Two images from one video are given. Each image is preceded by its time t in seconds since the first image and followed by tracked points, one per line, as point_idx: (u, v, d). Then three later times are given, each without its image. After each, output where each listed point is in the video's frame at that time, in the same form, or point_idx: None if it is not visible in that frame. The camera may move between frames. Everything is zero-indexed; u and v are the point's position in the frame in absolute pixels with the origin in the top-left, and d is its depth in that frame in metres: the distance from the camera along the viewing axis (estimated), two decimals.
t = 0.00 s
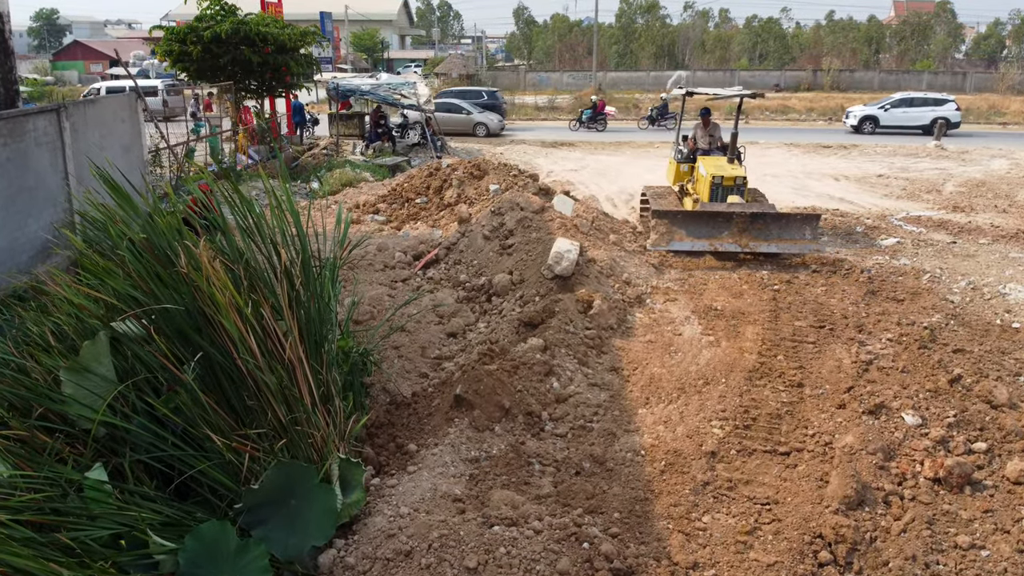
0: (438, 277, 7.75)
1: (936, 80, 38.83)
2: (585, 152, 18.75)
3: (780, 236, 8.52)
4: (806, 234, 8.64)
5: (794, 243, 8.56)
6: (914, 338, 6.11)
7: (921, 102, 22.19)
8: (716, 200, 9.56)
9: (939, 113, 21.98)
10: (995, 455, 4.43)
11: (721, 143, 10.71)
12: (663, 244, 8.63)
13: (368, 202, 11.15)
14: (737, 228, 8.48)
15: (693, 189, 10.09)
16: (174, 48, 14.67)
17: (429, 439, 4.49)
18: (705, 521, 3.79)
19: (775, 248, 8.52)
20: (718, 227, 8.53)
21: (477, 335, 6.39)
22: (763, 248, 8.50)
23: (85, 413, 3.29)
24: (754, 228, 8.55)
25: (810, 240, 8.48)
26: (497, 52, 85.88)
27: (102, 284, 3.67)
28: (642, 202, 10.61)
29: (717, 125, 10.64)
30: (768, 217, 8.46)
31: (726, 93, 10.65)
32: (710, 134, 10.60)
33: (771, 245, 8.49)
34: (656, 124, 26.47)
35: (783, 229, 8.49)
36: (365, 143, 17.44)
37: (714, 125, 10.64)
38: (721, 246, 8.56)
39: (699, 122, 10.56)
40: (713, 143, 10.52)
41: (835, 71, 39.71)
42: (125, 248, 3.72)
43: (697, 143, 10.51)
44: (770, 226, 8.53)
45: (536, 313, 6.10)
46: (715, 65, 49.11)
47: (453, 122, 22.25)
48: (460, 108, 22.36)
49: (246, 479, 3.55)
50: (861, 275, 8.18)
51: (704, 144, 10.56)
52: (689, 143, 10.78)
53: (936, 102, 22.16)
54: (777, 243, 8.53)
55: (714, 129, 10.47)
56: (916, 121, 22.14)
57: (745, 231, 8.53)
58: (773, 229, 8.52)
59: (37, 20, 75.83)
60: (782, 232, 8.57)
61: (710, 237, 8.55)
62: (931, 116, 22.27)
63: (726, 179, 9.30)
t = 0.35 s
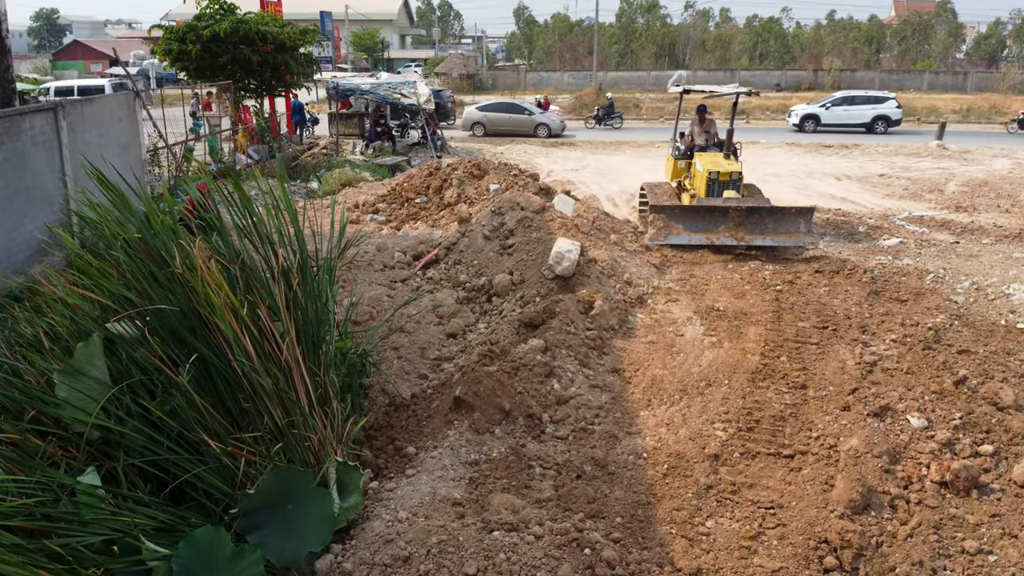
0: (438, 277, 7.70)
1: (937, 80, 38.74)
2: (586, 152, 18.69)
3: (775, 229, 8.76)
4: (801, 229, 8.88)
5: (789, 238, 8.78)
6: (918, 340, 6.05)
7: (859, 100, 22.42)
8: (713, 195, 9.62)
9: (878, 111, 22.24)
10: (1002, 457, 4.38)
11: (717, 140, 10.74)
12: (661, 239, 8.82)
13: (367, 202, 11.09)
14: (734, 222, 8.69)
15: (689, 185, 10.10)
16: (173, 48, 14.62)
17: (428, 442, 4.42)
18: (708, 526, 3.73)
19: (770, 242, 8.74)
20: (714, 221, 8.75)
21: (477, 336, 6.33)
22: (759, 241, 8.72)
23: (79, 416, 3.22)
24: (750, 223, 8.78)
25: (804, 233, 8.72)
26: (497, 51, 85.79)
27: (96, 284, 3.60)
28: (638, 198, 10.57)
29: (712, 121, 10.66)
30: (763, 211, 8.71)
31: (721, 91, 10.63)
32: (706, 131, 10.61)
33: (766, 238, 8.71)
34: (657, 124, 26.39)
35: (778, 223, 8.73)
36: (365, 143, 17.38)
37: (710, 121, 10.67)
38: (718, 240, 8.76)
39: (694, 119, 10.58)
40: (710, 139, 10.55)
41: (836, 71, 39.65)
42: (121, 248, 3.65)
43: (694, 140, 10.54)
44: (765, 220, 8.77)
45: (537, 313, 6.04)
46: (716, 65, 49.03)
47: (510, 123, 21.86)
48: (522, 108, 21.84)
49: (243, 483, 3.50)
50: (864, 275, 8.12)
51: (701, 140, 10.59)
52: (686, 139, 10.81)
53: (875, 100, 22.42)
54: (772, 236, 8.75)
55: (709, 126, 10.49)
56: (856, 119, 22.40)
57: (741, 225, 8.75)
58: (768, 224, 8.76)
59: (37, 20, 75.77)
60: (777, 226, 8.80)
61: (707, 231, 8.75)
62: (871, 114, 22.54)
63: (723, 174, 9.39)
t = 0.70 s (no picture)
0: (436, 283, 7.56)
1: (939, 80, 38.57)
2: (586, 153, 18.55)
3: (772, 228, 8.93)
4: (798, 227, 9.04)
5: (786, 235, 8.95)
6: (927, 349, 5.91)
7: (802, 100, 22.63)
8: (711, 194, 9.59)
9: (820, 112, 22.49)
10: (1017, 474, 4.24)
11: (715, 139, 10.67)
12: (660, 237, 8.99)
13: (365, 204, 10.94)
14: (731, 220, 8.86)
15: (687, 185, 10.05)
16: (170, 48, 14.50)
17: (424, 458, 4.28)
18: (714, 548, 3.60)
19: (767, 239, 8.92)
20: (713, 219, 8.92)
21: (476, 344, 6.18)
22: (757, 239, 8.89)
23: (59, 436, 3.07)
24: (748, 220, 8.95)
25: (801, 231, 8.89)
26: (497, 51, 85.61)
27: (79, 297, 3.46)
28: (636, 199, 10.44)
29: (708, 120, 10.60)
30: (760, 209, 8.87)
31: (717, 91, 10.55)
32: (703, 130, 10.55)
33: (764, 237, 8.88)
34: (658, 125, 26.22)
35: (775, 221, 8.90)
36: (364, 144, 17.19)
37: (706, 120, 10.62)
38: (717, 238, 8.93)
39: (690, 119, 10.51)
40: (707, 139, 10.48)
41: (837, 71, 39.46)
42: (104, 259, 3.51)
43: (691, 140, 10.47)
44: (763, 218, 8.94)
45: (537, 321, 5.89)
46: (717, 65, 48.83)
47: (572, 125, 21.56)
48: (585, 109, 21.50)
49: (230, 504, 3.36)
50: (870, 280, 7.99)
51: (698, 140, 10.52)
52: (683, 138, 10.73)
53: (816, 100, 22.67)
54: (769, 234, 8.92)
55: (706, 125, 10.42)
56: (799, 119, 22.59)
57: (738, 223, 8.92)
58: (765, 222, 8.92)
59: (38, 19, 75.71)
60: (774, 224, 8.97)
61: (706, 229, 8.92)
62: (813, 114, 22.78)
63: (720, 174, 9.35)
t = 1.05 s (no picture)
0: (435, 284, 7.48)
1: (940, 80, 38.42)
2: (587, 153, 18.46)
3: (768, 223, 9.27)
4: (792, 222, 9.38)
5: (780, 230, 9.28)
6: (933, 352, 5.83)
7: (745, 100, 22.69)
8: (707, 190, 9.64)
9: (762, 111, 22.51)
10: None
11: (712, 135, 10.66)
12: (658, 233, 9.31)
13: (364, 204, 10.85)
14: (728, 215, 9.19)
15: (686, 181, 10.04)
16: (168, 48, 14.44)
17: (422, 464, 4.20)
18: (717, 558, 3.53)
19: (763, 234, 9.25)
20: (710, 215, 9.25)
21: (475, 347, 6.10)
22: (753, 233, 9.22)
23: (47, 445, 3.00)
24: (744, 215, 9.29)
25: (796, 227, 9.21)
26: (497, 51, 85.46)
27: (69, 299, 3.38)
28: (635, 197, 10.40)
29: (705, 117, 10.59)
30: (756, 205, 9.21)
31: (713, 90, 10.50)
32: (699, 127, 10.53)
33: (760, 231, 9.21)
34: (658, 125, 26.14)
35: (770, 216, 9.25)
36: (364, 144, 17.07)
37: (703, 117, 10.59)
38: (714, 233, 9.25)
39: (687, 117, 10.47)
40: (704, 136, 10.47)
41: (838, 71, 39.31)
42: (95, 261, 3.43)
43: (688, 137, 10.44)
44: (759, 214, 9.27)
45: (537, 323, 5.79)
46: (718, 65, 48.66)
47: (638, 126, 21.57)
48: (651, 110, 21.52)
49: (223, 513, 3.30)
50: (874, 281, 7.90)
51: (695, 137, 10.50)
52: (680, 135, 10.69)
53: (758, 100, 22.74)
54: (765, 229, 9.25)
55: (704, 122, 10.40)
56: (740, 119, 22.57)
57: (735, 219, 9.25)
58: (761, 217, 9.26)
59: (38, 19, 75.59)
60: (770, 219, 9.30)
61: (703, 225, 9.26)
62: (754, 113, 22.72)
63: (717, 170, 9.42)
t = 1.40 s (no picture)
0: (433, 289, 7.29)
1: (942, 81, 38.22)
2: (588, 154, 18.28)
3: (765, 221, 9.19)
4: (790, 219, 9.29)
5: (778, 228, 9.20)
6: (947, 362, 5.64)
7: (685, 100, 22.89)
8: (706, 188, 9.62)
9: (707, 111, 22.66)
10: None
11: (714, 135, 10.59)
12: (656, 231, 9.26)
13: (362, 207, 10.67)
14: (726, 214, 9.11)
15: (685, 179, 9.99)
16: (164, 48, 14.21)
17: (417, 483, 4.02)
18: None
19: (761, 232, 9.20)
20: (707, 213, 9.17)
21: (474, 356, 5.90)
22: (750, 232, 9.15)
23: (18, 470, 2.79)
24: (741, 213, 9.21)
25: (794, 225, 9.13)
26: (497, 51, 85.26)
27: (40, 311, 3.15)
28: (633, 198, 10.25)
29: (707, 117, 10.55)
30: (754, 203, 9.11)
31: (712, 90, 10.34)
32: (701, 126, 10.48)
33: (757, 230, 9.16)
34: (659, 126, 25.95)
35: (768, 215, 9.15)
36: (363, 145, 16.93)
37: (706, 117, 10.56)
38: (711, 231, 9.19)
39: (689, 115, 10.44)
40: (706, 135, 10.42)
41: (839, 71, 39.10)
42: (70, 272, 3.21)
43: (688, 135, 10.40)
44: (756, 211, 9.18)
45: (538, 332, 5.60)
46: (719, 65, 48.44)
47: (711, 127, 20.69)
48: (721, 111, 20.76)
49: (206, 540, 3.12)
50: (882, 287, 7.72)
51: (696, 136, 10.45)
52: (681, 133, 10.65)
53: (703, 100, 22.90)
54: (762, 227, 9.18)
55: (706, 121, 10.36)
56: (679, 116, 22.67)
57: (733, 217, 9.17)
58: (759, 215, 9.18)
59: (37, 20, 75.41)
60: (767, 217, 9.22)
61: (700, 224, 9.18)
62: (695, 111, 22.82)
63: (715, 169, 9.40)
